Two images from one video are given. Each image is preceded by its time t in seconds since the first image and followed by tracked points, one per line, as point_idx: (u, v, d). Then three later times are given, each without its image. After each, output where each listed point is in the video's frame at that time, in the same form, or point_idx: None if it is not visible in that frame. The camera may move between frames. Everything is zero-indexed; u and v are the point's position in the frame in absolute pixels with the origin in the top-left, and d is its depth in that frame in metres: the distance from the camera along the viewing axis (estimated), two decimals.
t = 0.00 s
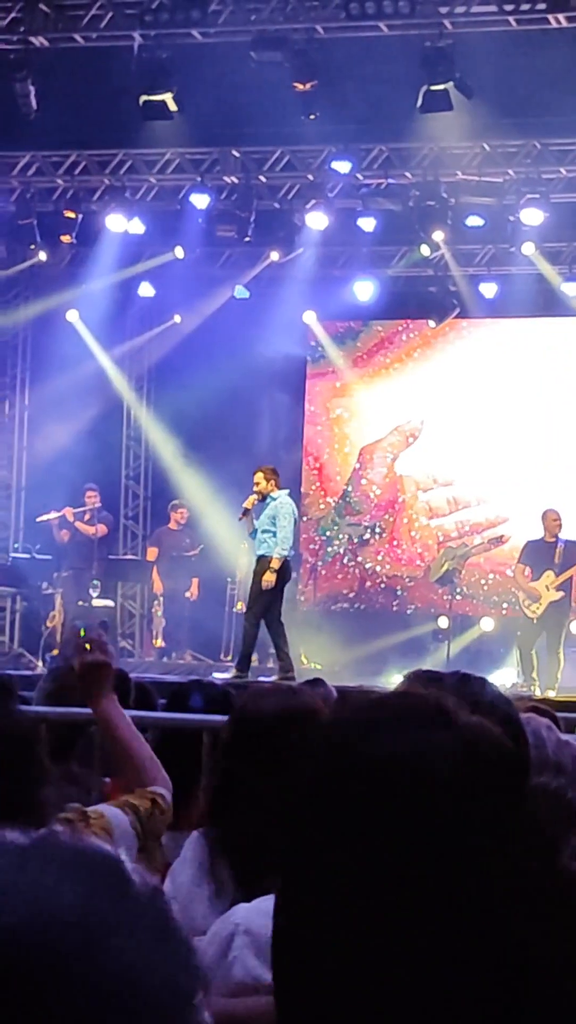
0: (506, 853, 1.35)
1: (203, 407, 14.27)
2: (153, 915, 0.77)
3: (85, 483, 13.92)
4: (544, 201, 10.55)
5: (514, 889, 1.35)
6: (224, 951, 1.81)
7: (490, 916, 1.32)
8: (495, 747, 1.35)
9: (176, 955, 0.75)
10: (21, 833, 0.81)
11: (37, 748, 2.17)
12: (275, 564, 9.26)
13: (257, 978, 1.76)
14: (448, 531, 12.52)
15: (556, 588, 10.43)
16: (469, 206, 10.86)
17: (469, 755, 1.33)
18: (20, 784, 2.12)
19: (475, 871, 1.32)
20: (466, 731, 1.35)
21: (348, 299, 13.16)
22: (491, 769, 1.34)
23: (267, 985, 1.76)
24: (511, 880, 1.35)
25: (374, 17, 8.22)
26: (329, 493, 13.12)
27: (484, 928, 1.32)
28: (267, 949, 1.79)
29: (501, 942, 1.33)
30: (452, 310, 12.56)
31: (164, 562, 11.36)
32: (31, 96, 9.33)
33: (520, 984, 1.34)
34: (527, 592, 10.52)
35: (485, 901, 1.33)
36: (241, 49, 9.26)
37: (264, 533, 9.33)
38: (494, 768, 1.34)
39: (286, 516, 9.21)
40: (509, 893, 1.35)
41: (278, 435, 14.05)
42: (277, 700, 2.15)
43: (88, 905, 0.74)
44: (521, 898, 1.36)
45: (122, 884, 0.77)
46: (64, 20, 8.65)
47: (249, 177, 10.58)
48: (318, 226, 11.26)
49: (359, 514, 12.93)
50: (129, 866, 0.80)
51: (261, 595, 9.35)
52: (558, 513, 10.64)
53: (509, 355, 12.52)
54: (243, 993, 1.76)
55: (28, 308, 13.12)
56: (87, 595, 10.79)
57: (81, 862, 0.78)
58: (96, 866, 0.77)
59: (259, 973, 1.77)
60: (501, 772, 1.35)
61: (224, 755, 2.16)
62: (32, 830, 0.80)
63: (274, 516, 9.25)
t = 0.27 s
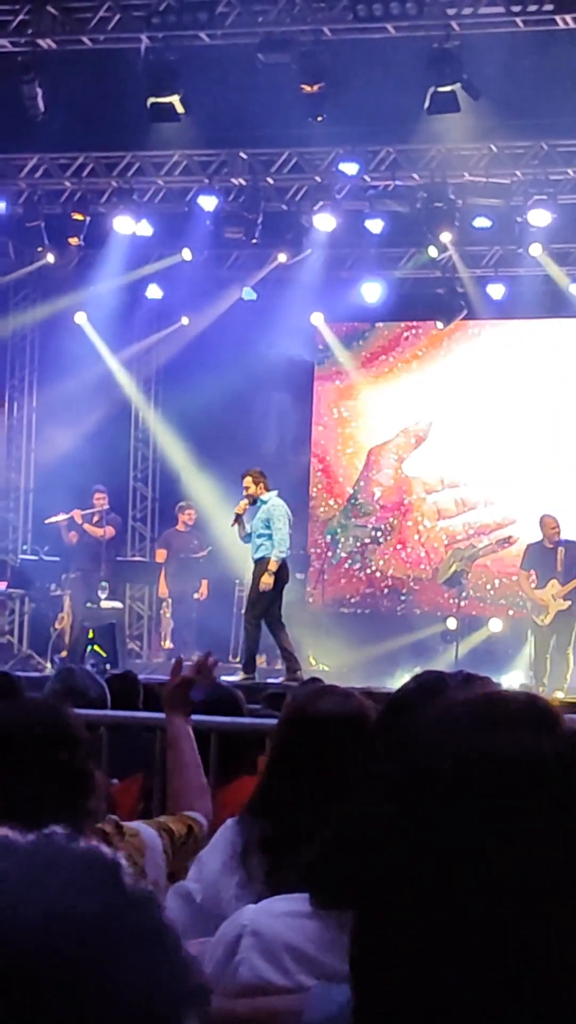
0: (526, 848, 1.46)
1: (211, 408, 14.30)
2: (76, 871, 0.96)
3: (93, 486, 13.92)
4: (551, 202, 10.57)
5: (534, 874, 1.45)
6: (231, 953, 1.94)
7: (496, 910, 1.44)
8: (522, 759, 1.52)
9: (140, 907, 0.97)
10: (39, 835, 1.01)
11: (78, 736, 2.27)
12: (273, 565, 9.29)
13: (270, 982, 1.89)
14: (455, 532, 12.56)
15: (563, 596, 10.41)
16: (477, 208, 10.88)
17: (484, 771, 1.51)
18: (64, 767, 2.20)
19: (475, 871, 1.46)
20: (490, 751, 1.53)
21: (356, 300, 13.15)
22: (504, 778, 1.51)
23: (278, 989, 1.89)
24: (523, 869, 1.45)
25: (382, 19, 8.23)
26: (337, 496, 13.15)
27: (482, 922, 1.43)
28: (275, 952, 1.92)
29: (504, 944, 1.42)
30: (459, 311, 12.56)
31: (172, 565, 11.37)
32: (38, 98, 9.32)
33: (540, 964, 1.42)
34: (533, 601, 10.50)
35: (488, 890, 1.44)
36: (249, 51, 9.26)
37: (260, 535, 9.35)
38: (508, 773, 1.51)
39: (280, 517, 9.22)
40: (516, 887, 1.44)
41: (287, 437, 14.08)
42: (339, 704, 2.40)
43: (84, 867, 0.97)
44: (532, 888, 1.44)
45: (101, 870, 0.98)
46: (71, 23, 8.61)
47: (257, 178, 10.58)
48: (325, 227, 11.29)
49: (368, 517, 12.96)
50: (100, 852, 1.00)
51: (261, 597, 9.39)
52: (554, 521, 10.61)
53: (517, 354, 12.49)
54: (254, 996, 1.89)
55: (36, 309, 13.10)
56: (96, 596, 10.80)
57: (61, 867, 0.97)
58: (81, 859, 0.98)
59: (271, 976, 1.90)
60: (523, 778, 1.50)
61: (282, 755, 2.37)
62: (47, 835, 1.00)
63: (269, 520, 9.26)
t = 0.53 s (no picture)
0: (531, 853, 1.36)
1: (218, 410, 14.28)
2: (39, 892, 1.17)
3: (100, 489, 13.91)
4: (558, 203, 10.54)
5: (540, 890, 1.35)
6: (239, 955, 1.86)
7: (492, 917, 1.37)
8: (551, 760, 1.40)
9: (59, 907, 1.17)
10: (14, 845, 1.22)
11: (108, 741, 2.32)
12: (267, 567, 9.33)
13: (282, 986, 1.82)
14: (461, 534, 12.52)
15: (566, 597, 10.43)
16: (483, 209, 10.87)
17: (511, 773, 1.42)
18: (91, 778, 2.26)
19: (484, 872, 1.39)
20: (526, 749, 1.43)
21: (363, 302, 13.14)
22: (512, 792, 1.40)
23: (287, 992, 1.81)
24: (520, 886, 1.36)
25: (387, 20, 8.20)
26: (342, 498, 13.09)
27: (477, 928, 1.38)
28: (285, 955, 1.84)
29: (499, 945, 1.35)
30: (466, 312, 12.53)
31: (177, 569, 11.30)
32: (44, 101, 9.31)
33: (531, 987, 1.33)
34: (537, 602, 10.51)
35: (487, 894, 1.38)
36: (255, 53, 9.23)
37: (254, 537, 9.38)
38: (518, 791, 1.40)
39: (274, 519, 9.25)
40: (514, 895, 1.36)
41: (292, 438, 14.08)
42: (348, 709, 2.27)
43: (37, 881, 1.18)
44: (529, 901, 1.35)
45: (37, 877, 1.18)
46: (77, 26, 8.58)
47: (262, 180, 10.55)
48: (331, 230, 11.27)
49: (375, 519, 12.90)
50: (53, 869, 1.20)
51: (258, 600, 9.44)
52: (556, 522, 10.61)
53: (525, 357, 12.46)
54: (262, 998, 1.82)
55: (42, 313, 13.08)
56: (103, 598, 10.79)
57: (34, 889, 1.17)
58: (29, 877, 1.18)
59: (283, 981, 1.82)
60: (537, 784, 1.39)
61: (291, 760, 2.25)
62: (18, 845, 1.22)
63: (262, 520, 9.29)
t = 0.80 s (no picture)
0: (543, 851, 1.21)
1: (224, 414, 14.30)
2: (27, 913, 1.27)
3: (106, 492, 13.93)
4: (563, 207, 10.56)
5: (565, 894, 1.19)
6: (247, 957, 1.83)
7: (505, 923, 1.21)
8: (569, 756, 1.23)
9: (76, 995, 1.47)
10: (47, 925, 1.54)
11: (108, 740, 2.37)
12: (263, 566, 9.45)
13: (285, 987, 1.78)
14: (467, 537, 12.53)
15: (565, 594, 10.43)
16: (489, 212, 10.89)
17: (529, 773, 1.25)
18: (95, 786, 2.31)
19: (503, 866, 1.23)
20: (545, 747, 1.26)
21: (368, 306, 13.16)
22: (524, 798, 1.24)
23: (292, 994, 1.77)
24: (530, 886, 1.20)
25: (393, 24, 8.22)
26: (347, 503, 13.08)
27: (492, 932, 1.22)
28: (288, 955, 1.80)
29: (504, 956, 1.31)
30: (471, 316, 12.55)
31: (184, 571, 11.33)
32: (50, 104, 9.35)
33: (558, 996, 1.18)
34: (537, 598, 10.55)
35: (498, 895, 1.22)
36: (260, 56, 9.25)
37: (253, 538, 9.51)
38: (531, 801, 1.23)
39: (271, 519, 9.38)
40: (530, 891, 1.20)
41: (298, 441, 14.11)
42: (320, 702, 2.38)
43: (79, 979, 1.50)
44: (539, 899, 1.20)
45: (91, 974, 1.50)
46: (83, 29, 8.62)
47: (268, 184, 10.57)
48: (336, 234, 11.28)
49: (381, 522, 12.92)
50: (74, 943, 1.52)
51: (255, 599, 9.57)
52: (563, 522, 10.60)
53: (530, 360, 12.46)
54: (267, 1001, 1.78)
55: (48, 317, 13.09)
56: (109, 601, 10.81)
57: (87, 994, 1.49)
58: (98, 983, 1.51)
59: (285, 981, 1.78)
60: (549, 785, 1.23)
61: (279, 760, 2.35)
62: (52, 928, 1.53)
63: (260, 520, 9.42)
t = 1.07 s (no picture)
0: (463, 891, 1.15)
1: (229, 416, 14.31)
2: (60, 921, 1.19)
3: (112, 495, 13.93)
4: (568, 208, 10.55)
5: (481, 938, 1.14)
6: (254, 959, 1.85)
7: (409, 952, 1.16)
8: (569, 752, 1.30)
9: None
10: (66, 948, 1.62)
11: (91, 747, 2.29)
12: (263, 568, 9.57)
13: (292, 990, 1.79)
14: (473, 539, 12.52)
15: (570, 601, 10.45)
16: (494, 213, 10.89)
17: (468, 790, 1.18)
18: (82, 787, 2.25)
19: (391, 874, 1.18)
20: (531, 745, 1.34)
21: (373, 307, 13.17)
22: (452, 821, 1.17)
23: (300, 997, 1.79)
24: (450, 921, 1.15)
25: (398, 26, 8.22)
26: (352, 507, 13.10)
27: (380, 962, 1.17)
28: (297, 959, 1.81)
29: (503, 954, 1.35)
30: (476, 318, 12.56)
31: (189, 573, 11.31)
32: (55, 106, 9.36)
33: None
34: (539, 602, 10.53)
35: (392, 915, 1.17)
36: (265, 59, 9.26)
37: (253, 540, 9.63)
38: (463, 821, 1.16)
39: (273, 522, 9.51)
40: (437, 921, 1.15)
41: (304, 443, 14.12)
42: (308, 701, 2.47)
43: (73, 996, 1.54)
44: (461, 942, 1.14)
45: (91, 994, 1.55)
46: (88, 32, 8.63)
47: (273, 186, 10.58)
48: (341, 236, 11.29)
49: (385, 525, 12.92)
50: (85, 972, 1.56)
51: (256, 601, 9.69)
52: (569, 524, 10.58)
53: (535, 362, 12.44)
54: (276, 1002, 1.80)
55: (53, 319, 13.03)
56: (114, 603, 10.81)
57: None
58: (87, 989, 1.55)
59: (294, 984, 1.79)
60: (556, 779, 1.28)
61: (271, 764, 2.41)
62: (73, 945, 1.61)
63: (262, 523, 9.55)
